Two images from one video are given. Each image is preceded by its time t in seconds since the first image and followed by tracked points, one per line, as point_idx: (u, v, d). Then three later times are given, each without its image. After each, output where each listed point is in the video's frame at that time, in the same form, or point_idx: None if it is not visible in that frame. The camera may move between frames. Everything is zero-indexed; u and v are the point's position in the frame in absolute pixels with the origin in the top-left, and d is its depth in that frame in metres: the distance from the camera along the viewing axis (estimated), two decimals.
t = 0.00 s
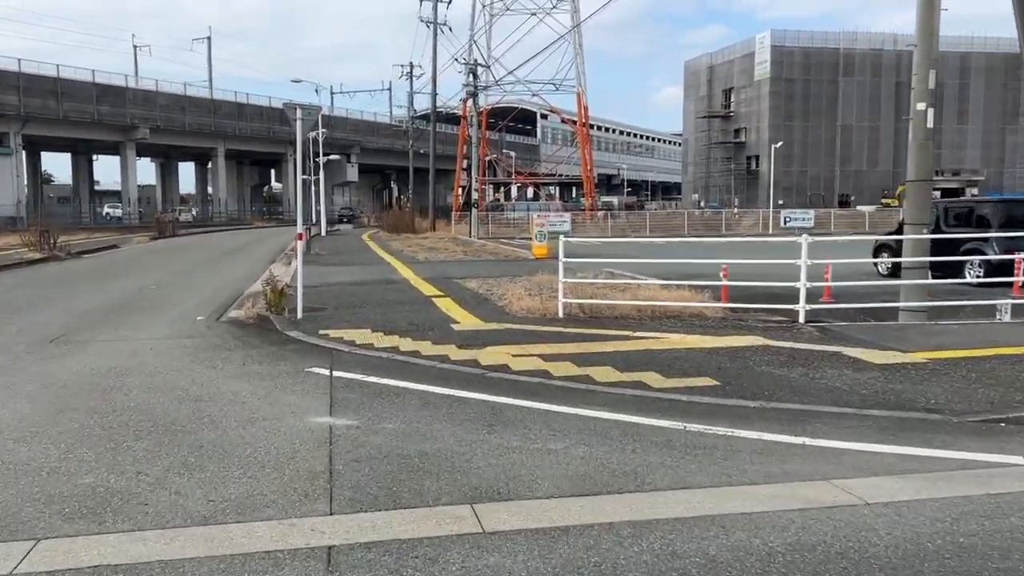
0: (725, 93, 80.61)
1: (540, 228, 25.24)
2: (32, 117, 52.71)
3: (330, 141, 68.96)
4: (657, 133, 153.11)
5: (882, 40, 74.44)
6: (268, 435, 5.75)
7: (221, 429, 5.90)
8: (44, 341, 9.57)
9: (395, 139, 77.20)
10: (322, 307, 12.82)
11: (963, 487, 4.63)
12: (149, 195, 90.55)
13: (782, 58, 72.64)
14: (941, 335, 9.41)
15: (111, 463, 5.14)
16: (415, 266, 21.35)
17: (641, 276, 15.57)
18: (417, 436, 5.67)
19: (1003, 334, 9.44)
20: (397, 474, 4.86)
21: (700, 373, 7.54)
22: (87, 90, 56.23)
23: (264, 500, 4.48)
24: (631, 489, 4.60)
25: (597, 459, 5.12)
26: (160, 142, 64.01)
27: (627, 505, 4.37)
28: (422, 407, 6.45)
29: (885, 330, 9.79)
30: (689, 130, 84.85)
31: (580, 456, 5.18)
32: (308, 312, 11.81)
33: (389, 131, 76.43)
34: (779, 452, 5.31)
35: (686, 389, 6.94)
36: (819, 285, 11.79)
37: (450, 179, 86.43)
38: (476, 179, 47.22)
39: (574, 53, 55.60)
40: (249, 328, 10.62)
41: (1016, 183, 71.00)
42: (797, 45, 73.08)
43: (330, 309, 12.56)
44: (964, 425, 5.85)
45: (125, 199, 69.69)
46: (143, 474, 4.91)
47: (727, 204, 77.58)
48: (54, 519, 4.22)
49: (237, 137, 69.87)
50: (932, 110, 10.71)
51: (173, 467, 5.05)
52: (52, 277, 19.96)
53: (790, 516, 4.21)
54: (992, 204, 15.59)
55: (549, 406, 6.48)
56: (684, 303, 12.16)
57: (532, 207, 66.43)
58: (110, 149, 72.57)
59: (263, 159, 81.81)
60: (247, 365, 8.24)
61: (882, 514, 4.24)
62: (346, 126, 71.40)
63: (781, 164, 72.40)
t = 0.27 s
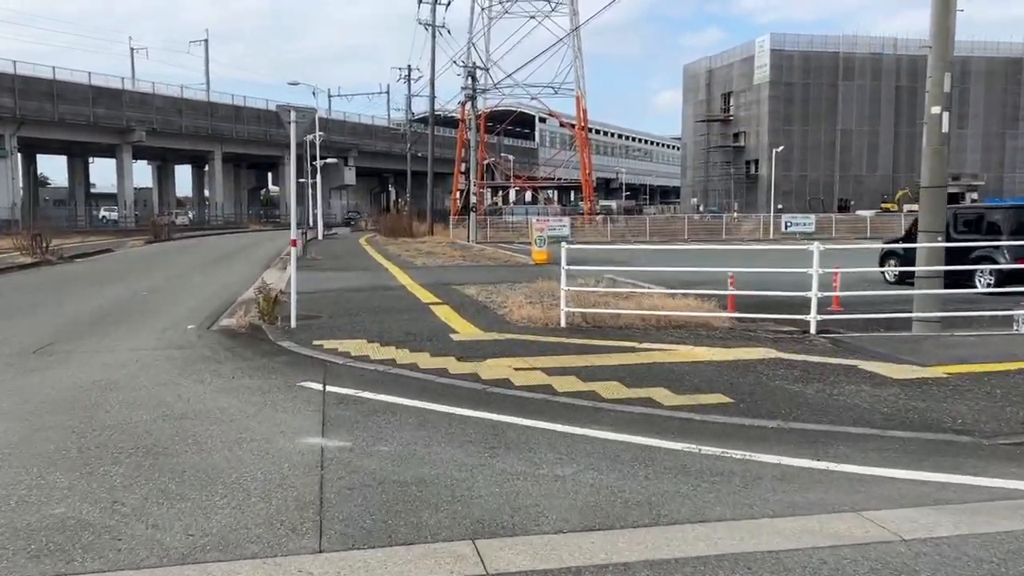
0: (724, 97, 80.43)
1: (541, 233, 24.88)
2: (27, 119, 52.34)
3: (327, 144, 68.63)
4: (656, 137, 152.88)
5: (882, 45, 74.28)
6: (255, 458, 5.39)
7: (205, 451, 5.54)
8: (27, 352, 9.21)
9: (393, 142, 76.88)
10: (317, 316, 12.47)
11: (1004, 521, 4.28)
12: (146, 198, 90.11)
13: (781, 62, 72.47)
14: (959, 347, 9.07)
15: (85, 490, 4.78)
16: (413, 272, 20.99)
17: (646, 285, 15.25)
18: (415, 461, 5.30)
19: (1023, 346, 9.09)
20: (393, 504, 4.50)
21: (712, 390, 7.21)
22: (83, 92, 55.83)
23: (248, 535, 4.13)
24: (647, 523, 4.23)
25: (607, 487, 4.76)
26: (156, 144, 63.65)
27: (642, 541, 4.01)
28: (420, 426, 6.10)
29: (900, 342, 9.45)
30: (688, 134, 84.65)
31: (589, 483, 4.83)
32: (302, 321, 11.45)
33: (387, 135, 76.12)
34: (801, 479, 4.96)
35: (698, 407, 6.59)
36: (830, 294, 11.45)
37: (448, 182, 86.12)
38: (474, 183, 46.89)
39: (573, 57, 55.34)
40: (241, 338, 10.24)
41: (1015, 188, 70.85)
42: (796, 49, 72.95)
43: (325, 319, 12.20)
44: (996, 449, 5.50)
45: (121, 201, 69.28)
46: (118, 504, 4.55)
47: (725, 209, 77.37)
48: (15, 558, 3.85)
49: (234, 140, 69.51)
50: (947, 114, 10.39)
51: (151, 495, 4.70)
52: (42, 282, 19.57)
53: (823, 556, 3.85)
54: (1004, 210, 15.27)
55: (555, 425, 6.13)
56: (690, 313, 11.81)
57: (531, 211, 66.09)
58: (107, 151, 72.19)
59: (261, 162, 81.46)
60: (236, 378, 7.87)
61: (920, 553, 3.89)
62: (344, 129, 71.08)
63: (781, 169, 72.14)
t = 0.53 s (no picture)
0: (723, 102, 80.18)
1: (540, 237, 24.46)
2: (23, 121, 51.94)
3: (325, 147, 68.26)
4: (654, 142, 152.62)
5: (881, 50, 74.07)
6: (235, 482, 5.00)
7: (182, 473, 5.15)
8: (5, 362, 8.81)
9: (391, 146, 76.54)
10: (310, 324, 12.07)
11: None
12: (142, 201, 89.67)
13: (780, 67, 72.23)
14: (977, 359, 8.69)
15: (50, 519, 4.39)
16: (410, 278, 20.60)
17: (648, 292, 14.85)
18: (408, 485, 4.91)
19: None
20: (384, 536, 4.12)
21: (723, 405, 6.83)
22: (79, 94, 55.46)
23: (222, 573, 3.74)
24: (662, 559, 3.86)
25: (617, 517, 4.38)
26: (153, 147, 63.27)
27: None
28: (415, 445, 5.72)
29: (916, 353, 9.07)
30: (687, 139, 84.38)
31: (597, 511, 4.45)
32: (295, 330, 11.07)
33: (385, 138, 75.77)
34: (827, 508, 4.58)
35: (709, 425, 6.21)
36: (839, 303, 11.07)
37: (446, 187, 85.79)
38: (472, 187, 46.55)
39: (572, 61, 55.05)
40: (230, 347, 9.84)
41: (1014, 194, 70.60)
42: (795, 54, 72.74)
43: (318, 326, 11.80)
44: None
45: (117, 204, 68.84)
46: (83, 536, 4.16)
47: (724, 213, 77.05)
48: None
49: (231, 143, 69.14)
50: (962, 117, 10.03)
51: (120, 525, 4.31)
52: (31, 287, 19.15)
53: None
54: (1014, 216, 14.91)
55: (558, 444, 5.75)
56: (695, 321, 11.44)
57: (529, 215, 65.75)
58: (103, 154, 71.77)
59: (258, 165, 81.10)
60: (222, 392, 7.48)
61: None
62: (342, 132, 70.73)
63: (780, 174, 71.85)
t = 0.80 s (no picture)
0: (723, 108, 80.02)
1: (541, 245, 24.08)
2: (22, 126, 51.64)
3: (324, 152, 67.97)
4: (654, 148, 152.53)
5: (881, 56, 73.91)
6: (222, 514, 4.60)
7: (166, 504, 4.76)
8: None
9: (391, 151, 76.25)
10: (307, 334, 11.69)
11: None
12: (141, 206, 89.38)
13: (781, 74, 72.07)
14: (1003, 375, 8.31)
15: (18, 556, 4.00)
16: (410, 284, 20.25)
17: (655, 302, 14.47)
18: (410, 515, 4.52)
19: None
20: None
21: (744, 424, 6.45)
22: (79, 98, 55.19)
23: None
24: None
25: (638, 552, 4.03)
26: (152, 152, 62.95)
27: None
28: (417, 469, 5.34)
29: (939, 368, 8.70)
30: (688, 145, 84.16)
31: (617, 547, 4.09)
32: (293, 341, 10.69)
33: (385, 144, 75.51)
34: (868, 545, 4.19)
35: (731, 446, 5.82)
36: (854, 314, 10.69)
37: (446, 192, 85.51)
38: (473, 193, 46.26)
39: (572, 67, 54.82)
40: (223, 358, 9.47)
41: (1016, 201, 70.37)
42: (796, 60, 72.60)
43: (316, 337, 11.43)
44: None
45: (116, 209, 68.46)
46: None
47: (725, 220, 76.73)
48: None
49: (231, 148, 68.85)
50: (984, 121, 9.68)
51: (96, 564, 3.93)
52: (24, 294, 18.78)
53: None
54: None
55: (571, 468, 5.38)
56: (705, 332, 11.07)
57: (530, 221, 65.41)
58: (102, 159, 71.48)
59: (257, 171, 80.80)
60: (214, 408, 7.10)
61: None
62: (342, 138, 70.46)
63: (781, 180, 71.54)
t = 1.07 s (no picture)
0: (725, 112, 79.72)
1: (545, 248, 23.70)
2: (22, 128, 51.34)
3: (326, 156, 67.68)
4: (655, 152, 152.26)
5: (884, 61, 73.62)
6: (215, 539, 4.23)
7: (155, 527, 4.39)
8: None
9: (392, 155, 75.98)
10: (308, 340, 11.32)
11: None
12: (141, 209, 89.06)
13: (783, 78, 71.75)
14: None
15: None
16: (412, 289, 19.89)
17: (664, 308, 14.08)
18: (419, 542, 4.15)
19: None
20: None
21: (771, 439, 6.07)
22: (79, 101, 54.88)
23: None
24: None
25: None
26: (153, 155, 62.65)
27: None
28: (424, 489, 4.95)
29: (968, 377, 8.32)
30: (690, 149, 83.85)
31: None
32: (293, 347, 10.32)
33: (386, 147, 75.21)
34: None
35: (758, 463, 5.46)
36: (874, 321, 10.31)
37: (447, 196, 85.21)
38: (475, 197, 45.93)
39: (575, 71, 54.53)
40: (220, 365, 9.09)
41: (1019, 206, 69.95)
42: (798, 64, 72.30)
43: (316, 343, 11.05)
44: None
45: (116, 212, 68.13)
46: None
47: (726, 224, 76.38)
48: None
49: (232, 151, 68.56)
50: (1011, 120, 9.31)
51: None
52: (18, 297, 18.42)
53: None
54: None
55: (589, 488, 5.00)
56: (719, 339, 10.68)
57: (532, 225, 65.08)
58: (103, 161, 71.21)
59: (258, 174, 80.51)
60: (208, 418, 6.73)
61: None
62: (343, 141, 70.19)
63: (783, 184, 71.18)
